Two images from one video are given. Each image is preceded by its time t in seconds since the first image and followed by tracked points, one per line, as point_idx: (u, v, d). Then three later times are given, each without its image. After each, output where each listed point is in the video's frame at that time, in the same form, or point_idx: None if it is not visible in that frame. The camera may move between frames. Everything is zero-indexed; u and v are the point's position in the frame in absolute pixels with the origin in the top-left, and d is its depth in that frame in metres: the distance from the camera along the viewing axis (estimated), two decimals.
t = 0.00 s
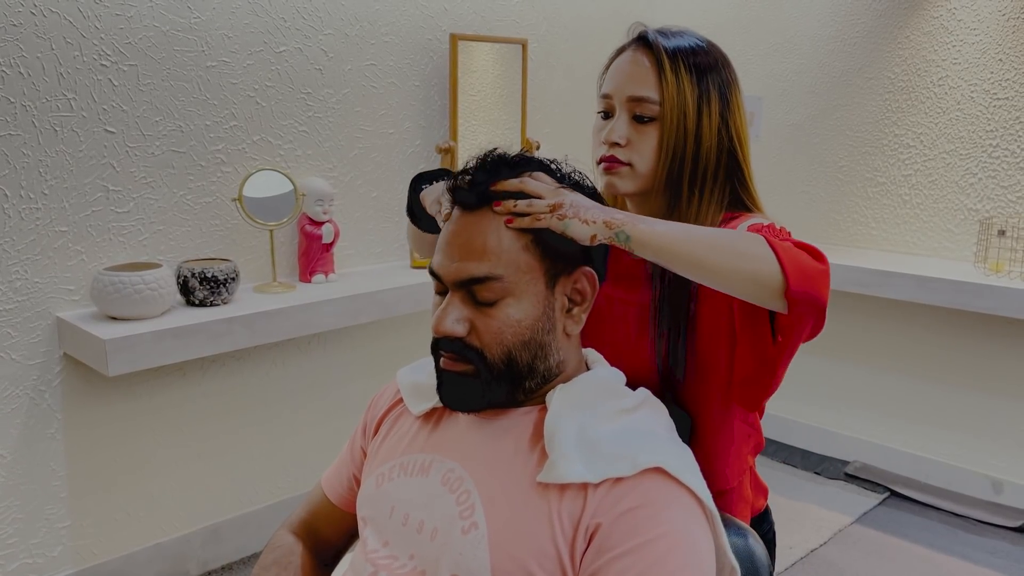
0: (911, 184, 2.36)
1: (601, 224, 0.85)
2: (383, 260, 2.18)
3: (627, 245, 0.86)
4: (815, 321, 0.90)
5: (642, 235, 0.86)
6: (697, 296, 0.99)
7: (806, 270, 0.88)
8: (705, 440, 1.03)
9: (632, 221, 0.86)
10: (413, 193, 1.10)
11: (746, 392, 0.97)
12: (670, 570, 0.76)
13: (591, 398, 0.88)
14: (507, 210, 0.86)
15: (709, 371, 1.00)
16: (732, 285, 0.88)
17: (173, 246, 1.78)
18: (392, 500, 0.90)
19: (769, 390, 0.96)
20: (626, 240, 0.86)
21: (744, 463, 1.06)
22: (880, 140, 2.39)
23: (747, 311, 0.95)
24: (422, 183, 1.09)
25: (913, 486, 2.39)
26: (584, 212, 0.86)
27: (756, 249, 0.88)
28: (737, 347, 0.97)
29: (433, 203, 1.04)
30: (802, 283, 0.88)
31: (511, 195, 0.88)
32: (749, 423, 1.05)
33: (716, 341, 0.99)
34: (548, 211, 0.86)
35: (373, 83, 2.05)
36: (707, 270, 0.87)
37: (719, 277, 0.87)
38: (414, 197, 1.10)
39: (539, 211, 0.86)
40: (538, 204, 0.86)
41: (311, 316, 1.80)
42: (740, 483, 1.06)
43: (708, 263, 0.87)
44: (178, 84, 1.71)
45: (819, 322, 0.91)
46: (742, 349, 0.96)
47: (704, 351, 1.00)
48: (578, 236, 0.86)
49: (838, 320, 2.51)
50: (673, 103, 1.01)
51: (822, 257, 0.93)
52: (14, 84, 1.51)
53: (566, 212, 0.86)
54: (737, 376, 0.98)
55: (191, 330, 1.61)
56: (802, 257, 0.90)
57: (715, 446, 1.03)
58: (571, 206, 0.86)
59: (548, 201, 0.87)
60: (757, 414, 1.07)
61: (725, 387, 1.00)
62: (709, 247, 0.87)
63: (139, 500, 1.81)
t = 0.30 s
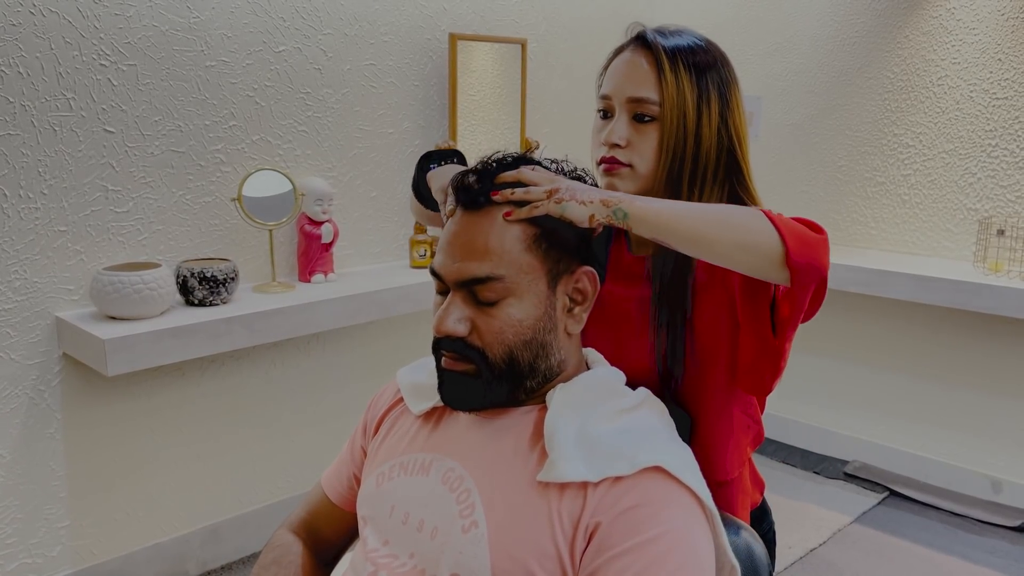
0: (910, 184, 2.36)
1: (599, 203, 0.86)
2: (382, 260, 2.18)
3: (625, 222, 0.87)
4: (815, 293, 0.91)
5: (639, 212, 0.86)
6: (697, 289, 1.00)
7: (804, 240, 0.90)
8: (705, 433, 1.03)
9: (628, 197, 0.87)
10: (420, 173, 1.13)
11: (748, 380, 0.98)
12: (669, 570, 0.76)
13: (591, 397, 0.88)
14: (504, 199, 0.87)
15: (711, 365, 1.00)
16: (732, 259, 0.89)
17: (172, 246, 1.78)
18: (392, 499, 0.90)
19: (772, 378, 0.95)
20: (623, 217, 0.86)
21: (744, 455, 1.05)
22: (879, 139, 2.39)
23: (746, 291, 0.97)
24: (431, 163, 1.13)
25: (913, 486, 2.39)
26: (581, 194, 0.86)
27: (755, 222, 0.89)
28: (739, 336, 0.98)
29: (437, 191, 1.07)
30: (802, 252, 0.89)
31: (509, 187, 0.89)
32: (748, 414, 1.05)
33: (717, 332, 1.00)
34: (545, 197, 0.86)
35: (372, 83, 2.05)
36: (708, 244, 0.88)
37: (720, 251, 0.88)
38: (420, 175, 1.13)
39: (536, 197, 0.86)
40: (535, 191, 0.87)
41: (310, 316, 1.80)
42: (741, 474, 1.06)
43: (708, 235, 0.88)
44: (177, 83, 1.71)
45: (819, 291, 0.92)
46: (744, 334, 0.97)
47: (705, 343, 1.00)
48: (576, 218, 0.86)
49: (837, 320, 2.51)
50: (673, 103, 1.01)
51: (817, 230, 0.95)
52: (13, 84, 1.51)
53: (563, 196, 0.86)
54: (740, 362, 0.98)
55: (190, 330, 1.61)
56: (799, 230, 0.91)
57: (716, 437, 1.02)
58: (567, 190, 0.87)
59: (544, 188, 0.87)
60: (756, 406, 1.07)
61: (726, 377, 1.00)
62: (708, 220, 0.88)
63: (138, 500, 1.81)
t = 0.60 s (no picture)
0: (910, 184, 2.36)
1: (595, 195, 0.86)
2: (381, 260, 2.18)
3: (622, 212, 0.86)
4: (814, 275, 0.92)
5: (636, 200, 0.86)
6: (696, 281, 0.99)
7: (803, 221, 0.90)
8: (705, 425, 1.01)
9: (623, 186, 0.86)
10: (427, 156, 1.10)
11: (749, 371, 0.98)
12: (667, 569, 0.76)
13: (590, 397, 0.87)
14: (500, 198, 0.87)
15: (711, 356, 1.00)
16: (731, 242, 0.89)
17: (171, 245, 1.78)
18: (392, 499, 0.90)
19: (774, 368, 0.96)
20: (620, 207, 0.86)
21: (743, 448, 1.05)
22: (878, 139, 2.40)
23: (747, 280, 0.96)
24: (441, 146, 1.10)
25: (912, 486, 2.39)
26: (577, 186, 0.86)
27: (754, 203, 0.89)
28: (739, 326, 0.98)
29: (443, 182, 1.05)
30: (801, 233, 0.89)
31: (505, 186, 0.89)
32: (747, 407, 1.04)
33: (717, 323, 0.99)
34: (541, 193, 0.86)
35: (371, 82, 2.05)
36: (706, 228, 0.88)
37: (719, 234, 0.88)
38: (427, 161, 1.09)
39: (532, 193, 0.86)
40: (530, 188, 0.87)
41: (310, 316, 1.80)
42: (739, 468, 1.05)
43: (706, 219, 0.88)
44: (176, 83, 1.71)
45: (819, 274, 0.93)
46: (745, 324, 0.97)
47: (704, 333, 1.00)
48: (573, 211, 0.86)
49: (836, 320, 2.52)
50: (669, 103, 1.01)
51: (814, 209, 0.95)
52: (12, 84, 1.51)
53: (558, 190, 0.86)
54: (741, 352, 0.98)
55: (189, 330, 1.61)
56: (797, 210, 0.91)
57: (716, 430, 1.01)
58: (562, 184, 0.86)
59: (539, 185, 0.87)
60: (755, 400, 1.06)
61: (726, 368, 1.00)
62: (706, 203, 0.88)
63: (136, 500, 1.81)
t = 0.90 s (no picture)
0: (909, 184, 2.36)
1: (598, 202, 0.85)
2: (381, 260, 2.17)
3: (624, 220, 0.85)
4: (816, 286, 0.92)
5: (637, 208, 0.85)
6: (697, 285, 0.99)
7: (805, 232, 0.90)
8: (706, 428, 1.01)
9: (627, 195, 0.85)
10: (427, 161, 1.09)
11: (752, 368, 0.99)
12: (671, 570, 0.76)
13: (593, 400, 0.87)
14: (505, 202, 0.87)
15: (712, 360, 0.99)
16: (733, 251, 0.88)
17: (171, 245, 1.77)
18: (396, 499, 0.90)
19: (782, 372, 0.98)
20: (622, 214, 0.85)
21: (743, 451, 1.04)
22: (877, 139, 2.40)
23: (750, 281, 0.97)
24: (442, 149, 1.09)
25: (912, 485, 2.40)
26: (580, 192, 0.86)
27: (756, 213, 0.89)
28: (741, 329, 0.99)
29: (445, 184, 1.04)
30: (803, 245, 0.89)
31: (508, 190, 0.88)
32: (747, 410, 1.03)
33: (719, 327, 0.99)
34: (545, 198, 0.86)
35: (371, 82, 2.04)
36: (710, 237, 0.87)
37: (722, 242, 0.88)
38: (428, 164, 1.08)
39: (536, 198, 0.86)
40: (534, 191, 0.86)
41: (310, 315, 1.79)
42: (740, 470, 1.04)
43: (710, 228, 0.87)
44: (175, 83, 1.71)
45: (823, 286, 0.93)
46: (745, 328, 0.98)
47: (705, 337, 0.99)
48: (575, 217, 0.85)
49: (836, 320, 2.52)
50: (669, 106, 1.01)
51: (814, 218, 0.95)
52: (12, 84, 1.51)
53: (562, 195, 0.86)
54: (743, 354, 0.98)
55: (189, 330, 1.60)
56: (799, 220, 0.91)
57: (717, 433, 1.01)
58: (565, 189, 0.86)
59: (542, 188, 0.87)
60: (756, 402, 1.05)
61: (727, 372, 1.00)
62: (710, 211, 0.87)
63: (136, 500, 1.80)
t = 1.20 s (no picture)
0: (909, 184, 2.36)
1: (604, 196, 0.86)
2: (381, 259, 2.17)
3: (631, 215, 0.87)
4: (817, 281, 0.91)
5: (644, 204, 0.86)
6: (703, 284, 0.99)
7: (807, 225, 0.90)
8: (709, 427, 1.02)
9: (633, 190, 0.87)
10: (435, 162, 1.07)
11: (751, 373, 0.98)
12: (670, 569, 0.76)
13: (594, 399, 0.87)
14: (509, 196, 0.87)
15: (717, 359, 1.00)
16: (738, 248, 0.89)
17: (170, 245, 1.78)
18: (394, 498, 0.90)
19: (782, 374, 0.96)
20: (629, 209, 0.86)
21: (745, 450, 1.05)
22: (877, 139, 2.40)
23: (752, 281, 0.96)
24: (451, 149, 1.07)
25: (911, 485, 2.40)
26: (587, 188, 0.87)
27: (761, 209, 0.89)
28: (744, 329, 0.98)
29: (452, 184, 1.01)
30: (807, 239, 0.89)
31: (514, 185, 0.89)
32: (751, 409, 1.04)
33: (722, 326, 0.99)
34: (550, 193, 0.87)
35: (370, 82, 2.04)
36: (714, 234, 0.88)
37: (726, 238, 0.88)
38: (436, 163, 1.06)
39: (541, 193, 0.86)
40: (539, 187, 0.87)
41: (309, 316, 1.79)
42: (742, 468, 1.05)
43: (713, 224, 0.88)
44: (175, 83, 1.71)
45: (827, 280, 0.92)
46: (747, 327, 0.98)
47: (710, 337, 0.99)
48: (582, 211, 0.86)
49: (835, 320, 2.52)
50: (672, 107, 1.01)
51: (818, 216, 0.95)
52: (12, 83, 1.51)
53: (569, 190, 0.86)
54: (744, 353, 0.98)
55: (189, 330, 1.60)
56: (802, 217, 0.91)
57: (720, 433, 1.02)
58: (572, 184, 0.87)
59: (548, 184, 0.87)
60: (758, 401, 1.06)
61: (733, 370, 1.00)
62: (714, 207, 0.88)
63: (136, 500, 1.80)
